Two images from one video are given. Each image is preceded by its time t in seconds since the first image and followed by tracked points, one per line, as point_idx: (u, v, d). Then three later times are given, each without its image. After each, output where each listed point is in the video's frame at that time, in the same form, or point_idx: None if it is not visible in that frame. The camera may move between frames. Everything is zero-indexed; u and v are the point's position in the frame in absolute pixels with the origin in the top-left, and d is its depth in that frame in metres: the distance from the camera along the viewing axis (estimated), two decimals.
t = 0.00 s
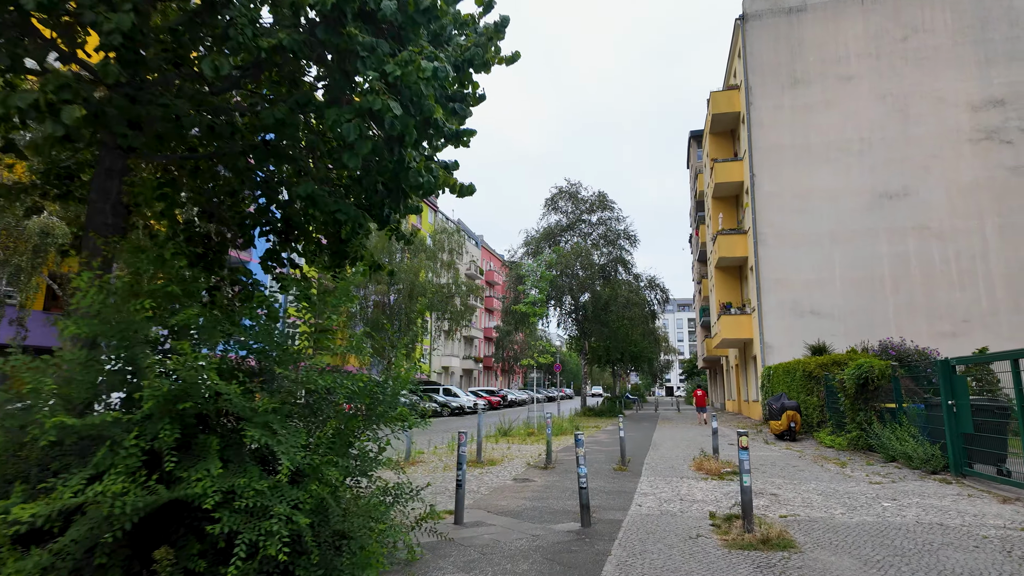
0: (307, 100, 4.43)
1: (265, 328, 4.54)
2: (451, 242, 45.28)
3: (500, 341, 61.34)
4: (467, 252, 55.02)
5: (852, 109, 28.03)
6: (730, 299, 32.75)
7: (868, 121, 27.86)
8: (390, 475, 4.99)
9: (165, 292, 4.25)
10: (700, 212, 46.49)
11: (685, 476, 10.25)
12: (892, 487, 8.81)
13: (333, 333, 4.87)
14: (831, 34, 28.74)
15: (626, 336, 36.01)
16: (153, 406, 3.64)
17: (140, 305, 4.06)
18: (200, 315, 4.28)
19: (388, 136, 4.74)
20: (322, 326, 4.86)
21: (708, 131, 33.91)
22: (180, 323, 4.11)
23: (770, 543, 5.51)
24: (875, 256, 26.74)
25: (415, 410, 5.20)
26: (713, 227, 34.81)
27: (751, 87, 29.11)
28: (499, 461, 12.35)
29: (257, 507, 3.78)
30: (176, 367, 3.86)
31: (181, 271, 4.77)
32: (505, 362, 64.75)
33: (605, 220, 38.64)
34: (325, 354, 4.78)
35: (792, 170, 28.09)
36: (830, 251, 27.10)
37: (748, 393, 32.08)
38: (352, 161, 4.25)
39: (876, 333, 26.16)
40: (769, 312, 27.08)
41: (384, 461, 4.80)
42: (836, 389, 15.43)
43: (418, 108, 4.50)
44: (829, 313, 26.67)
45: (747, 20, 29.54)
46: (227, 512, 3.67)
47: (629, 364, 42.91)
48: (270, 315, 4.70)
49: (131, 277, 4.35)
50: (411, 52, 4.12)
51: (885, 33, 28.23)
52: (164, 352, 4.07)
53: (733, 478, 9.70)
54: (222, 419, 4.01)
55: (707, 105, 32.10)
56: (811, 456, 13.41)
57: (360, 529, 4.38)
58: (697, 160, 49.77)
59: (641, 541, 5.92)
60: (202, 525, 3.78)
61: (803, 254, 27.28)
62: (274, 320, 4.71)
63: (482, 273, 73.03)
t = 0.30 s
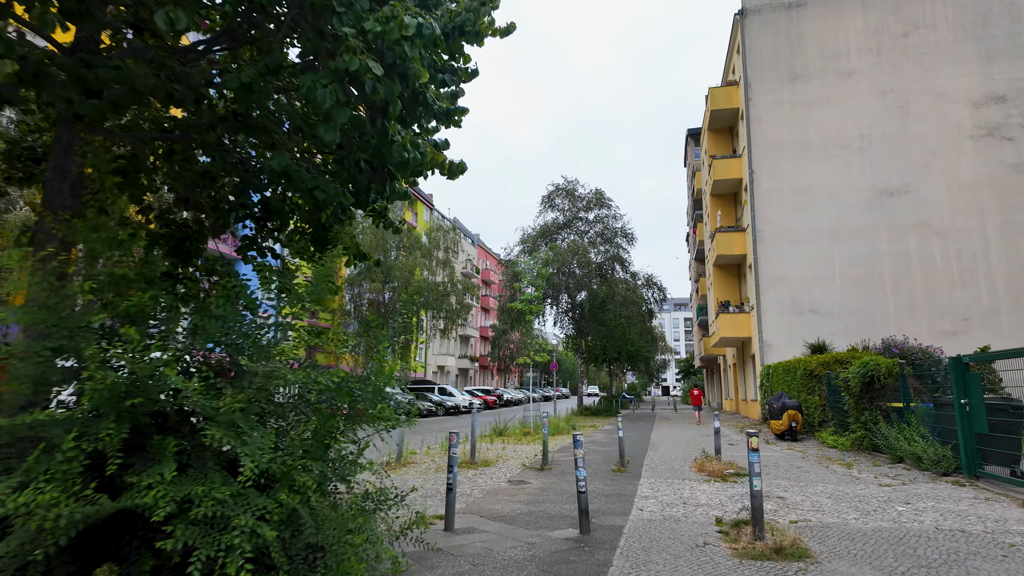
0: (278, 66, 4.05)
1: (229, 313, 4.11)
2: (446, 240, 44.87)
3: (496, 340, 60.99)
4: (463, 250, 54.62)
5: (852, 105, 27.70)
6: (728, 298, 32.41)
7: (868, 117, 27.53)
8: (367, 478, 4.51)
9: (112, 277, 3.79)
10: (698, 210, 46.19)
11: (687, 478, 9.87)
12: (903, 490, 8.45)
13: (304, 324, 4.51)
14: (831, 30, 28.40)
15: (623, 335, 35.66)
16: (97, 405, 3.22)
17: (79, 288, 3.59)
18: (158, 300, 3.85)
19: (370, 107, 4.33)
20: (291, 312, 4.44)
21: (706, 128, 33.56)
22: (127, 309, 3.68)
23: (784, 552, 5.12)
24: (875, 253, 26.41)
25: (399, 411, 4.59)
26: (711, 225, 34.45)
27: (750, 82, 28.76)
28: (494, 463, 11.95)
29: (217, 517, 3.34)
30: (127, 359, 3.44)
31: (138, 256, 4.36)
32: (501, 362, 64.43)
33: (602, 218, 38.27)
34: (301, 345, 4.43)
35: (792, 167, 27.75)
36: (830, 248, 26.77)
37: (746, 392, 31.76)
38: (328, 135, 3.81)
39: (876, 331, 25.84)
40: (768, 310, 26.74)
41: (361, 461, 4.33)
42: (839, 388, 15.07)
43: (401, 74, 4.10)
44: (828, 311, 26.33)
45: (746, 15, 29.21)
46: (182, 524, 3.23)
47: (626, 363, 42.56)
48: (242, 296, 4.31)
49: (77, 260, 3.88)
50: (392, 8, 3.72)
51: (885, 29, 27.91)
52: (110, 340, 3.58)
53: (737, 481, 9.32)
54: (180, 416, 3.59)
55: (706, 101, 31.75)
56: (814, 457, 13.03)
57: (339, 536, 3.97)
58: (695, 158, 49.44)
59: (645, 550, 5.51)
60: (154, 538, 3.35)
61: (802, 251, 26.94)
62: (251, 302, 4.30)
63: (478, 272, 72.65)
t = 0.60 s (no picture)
0: (239, 25, 3.61)
1: (188, 303, 3.62)
2: (438, 238, 44.39)
3: (488, 339, 60.63)
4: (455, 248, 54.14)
5: (848, 102, 27.47)
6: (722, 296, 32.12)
7: (864, 114, 27.31)
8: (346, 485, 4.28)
9: (36, 265, 3.30)
10: (692, 209, 45.94)
11: (684, 481, 9.52)
12: (909, 494, 8.12)
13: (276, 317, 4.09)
14: (827, 26, 28.16)
15: (616, 334, 35.38)
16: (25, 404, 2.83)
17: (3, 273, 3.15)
18: (102, 290, 3.41)
19: (343, 74, 3.91)
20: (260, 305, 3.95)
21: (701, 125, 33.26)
22: (66, 297, 3.20)
23: (794, 564, 4.76)
24: (871, 251, 26.19)
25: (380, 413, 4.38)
26: (706, 223, 34.16)
27: (745, 79, 28.47)
28: (484, 465, 11.53)
29: (158, 536, 2.92)
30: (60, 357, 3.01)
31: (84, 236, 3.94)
32: (494, 361, 64.08)
33: (596, 216, 37.93)
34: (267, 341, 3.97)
35: (787, 164, 27.49)
36: (825, 246, 26.52)
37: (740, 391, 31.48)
38: (291, 100, 3.44)
39: (872, 330, 25.62)
40: (763, 309, 26.46)
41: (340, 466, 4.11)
42: (839, 387, 14.74)
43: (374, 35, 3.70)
44: (824, 309, 26.08)
45: (742, 10, 28.92)
46: (116, 543, 2.82)
47: (619, 362, 42.22)
48: (204, 282, 3.78)
49: (6, 245, 3.45)
50: None
51: (881, 25, 27.70)
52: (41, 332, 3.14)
53: (736, 484, 8.95)
54: (124, 419, 3.17)
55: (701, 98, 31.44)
56: (813, 457, 12.71)
57: (303, 552, 3.57)
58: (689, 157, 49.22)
59: (643, 562, 5.12)
60: (85, 557, 2.94)
61: (797, 249, 26.69)
62: (217, 294, 3.80)
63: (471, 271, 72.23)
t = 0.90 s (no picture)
0: None
1: (121, 288, 3.18)
2: (430, 235, 43.84)
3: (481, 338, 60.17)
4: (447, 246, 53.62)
5: (844, 98, 27.20)
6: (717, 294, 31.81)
7: (860, 111, 27.05)
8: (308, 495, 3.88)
9: None
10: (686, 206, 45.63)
11: (680, 483, 9.12)
12: (914, 496, 7.77)
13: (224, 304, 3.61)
14: (822, 21, 27.87)
15: (610, 333, 35.01)
16: None
17: None
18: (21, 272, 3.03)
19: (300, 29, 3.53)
20: (205, 286, 3.40)
21: (696, 121, 32.92)
22: None
23: None
24: (867, 249, 25.92)
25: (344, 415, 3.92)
26: (700, 220, 33.83)
27: (740, 74, 28.15)
28: (473, 467, 11.08)
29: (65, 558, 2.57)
30: None
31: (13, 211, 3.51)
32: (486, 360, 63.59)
33: (589, 213, 37.53)
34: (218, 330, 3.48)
35: (782, 160, 27.18)
36: (821, 244, 26.23)
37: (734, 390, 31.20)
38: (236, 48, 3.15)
39: (868, 328, 25.35)
40: (758, 307, 26.16)
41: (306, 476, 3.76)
42: (837, 385, 14.39)
43: None
44: (819, 307, 25.80)
45: (737, 5, 28.58)
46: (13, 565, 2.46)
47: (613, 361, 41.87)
48: (143, 259, 3.32)
49: None
50: None
51: (877, 21, 27.45)
52: None
53: (734, 486, 8.58)
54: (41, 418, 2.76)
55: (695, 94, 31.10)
56: (812, 457, 12.35)
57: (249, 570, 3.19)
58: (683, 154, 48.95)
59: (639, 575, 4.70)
60: None
61: (793, 247, 26.37)
62: (154, 279, 3.31)
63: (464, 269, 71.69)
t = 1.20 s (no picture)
0: None
1: (48, 273, 2.76)
2: (424, 233, 43.35)
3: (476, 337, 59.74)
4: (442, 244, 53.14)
5: (842, 95, 26.89)
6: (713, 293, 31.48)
7: (857, 107, 26.75)
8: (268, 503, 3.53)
9: None
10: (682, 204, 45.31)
11: (678, 487, 8.74)
12: (926, 502, 7.39)
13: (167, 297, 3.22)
14: (820, 16, 27.53)
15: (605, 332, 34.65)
16: None
17: None
18: None
19: None
20: (144, 272, 3.00)
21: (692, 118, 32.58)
22: None
23: None
24: (864, 247, 25.62)
25: (309, 417, 3.62)
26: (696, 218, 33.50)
27: (737, 70, 27.79)
28: (463, 469, 10.65)
29: None
30: None
31: None
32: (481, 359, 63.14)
33: (584, 211, 37.13)
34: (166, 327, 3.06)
35: (779, 157, 26.84)
36: (818, 242, 25.90)
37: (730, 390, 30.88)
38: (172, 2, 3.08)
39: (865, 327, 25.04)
40: (754, 305, 25.83)
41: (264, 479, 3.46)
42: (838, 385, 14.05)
43: None
44: (817, 306, 25.48)
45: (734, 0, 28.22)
46: None
47: (608, 360, 41.50)
48: (69, 237, 2.88)
49: None
50: None
51: (875, 17, 27.13)
52: None
53: (737, 491, 8.19)
54: None
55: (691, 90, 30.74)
56: (813, 459, 12.00)
57: None
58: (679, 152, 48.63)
59: None
60: None
61: (790, 245, 26.03)
62: (87, 259, 2.86)
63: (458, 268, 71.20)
